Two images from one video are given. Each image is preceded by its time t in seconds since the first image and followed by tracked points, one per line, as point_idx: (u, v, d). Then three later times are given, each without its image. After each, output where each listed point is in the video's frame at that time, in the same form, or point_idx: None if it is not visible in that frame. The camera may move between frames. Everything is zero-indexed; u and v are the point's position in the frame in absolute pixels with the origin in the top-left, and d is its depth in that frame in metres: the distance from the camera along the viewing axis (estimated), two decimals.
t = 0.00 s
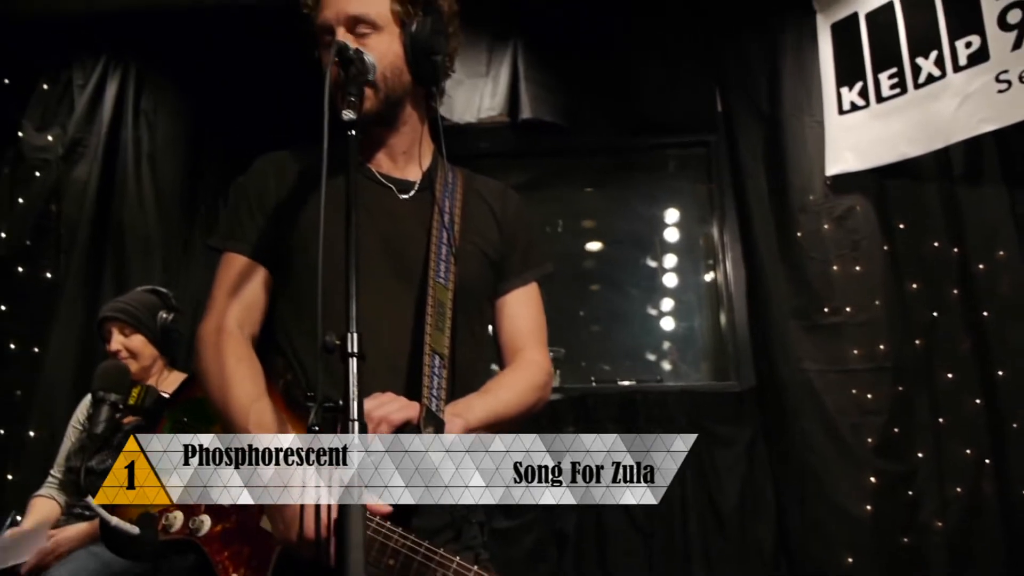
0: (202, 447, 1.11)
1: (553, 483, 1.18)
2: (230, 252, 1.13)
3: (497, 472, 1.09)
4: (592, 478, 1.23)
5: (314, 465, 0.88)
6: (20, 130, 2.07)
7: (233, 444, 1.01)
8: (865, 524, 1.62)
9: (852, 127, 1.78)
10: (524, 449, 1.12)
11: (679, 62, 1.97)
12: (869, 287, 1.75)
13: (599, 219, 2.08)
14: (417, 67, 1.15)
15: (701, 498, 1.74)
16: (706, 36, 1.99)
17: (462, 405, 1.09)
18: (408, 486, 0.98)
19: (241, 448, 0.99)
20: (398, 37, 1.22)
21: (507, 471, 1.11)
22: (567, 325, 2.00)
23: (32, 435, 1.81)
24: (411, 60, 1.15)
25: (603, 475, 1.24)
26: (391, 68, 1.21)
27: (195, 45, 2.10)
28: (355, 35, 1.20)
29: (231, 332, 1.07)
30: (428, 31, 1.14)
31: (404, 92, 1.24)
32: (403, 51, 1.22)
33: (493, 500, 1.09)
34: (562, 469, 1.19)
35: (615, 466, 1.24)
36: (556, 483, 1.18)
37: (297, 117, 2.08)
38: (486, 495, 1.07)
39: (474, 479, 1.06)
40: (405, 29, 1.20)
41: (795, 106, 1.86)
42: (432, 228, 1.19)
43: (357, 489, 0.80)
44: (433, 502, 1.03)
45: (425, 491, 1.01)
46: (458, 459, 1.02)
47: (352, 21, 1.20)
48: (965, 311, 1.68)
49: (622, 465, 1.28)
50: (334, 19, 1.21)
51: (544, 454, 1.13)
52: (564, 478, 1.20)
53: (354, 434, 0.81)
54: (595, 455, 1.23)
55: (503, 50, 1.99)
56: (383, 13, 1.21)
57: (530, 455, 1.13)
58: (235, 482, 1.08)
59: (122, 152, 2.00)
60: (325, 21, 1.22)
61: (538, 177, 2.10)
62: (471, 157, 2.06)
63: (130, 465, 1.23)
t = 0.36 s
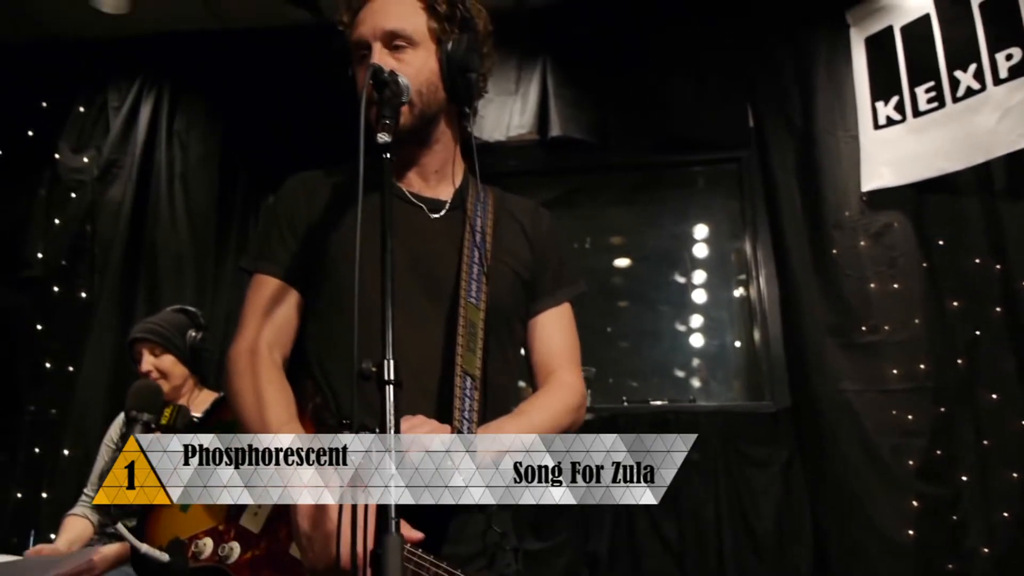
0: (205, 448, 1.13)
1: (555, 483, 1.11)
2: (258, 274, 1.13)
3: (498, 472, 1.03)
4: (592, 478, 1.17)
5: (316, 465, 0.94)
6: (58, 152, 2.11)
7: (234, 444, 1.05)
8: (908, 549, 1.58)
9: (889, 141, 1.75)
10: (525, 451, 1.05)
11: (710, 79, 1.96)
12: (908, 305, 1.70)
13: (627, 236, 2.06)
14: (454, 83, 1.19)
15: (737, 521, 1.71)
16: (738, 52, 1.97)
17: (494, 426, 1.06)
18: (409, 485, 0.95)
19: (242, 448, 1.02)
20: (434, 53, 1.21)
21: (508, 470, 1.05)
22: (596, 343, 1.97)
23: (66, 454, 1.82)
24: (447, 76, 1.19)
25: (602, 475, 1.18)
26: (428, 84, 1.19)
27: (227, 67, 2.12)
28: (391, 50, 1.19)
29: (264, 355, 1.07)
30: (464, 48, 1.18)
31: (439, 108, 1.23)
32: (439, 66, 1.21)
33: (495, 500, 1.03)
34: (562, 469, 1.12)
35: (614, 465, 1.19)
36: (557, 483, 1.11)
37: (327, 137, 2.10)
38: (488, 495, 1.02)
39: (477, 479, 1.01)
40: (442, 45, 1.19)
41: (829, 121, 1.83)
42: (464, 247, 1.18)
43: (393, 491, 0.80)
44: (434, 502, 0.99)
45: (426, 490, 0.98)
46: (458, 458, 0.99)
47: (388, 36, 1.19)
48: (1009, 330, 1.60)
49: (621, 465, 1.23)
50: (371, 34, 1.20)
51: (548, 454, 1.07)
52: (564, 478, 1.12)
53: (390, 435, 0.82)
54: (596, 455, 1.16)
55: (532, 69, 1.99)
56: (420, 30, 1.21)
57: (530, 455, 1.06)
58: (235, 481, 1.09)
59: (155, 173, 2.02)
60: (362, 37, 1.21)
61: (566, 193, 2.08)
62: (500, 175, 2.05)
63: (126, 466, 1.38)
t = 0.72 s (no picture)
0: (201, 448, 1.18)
1: (554, 483, 1.02)
2: (282, 292, 1.08)
3: (499, 472, 0.97)
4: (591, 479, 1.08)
5: (317, 465, 0.97)
6: (91, 176, 2.14)
7: (233, 445, 1.10)
8: None
9: (929, 151, 1.70)
10: (525, 450, 0.99)
11: (741, 93, 1.93)
12: (952, 321, 1.64)
13: (656, 252, 2.02)
14: (490, 101, 1.16)
15: (776, 544, 1.65)
16: (770, 64, 1.94)
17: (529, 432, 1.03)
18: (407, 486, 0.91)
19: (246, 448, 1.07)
20: (472, 69, 1.21)
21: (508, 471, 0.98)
22: (627, 361, 1.93)
23: (99, 475, 1.83)
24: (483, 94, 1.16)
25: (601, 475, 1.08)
26: (465, 99, 1.18)
27: (255, 89, 2.14)
28: (430, 63, 1.19)
29: (292, 378, 1.03)
30: (502, 68, 1.16)
31: (477, 125, 1.21)
32: (477, 82, 1.20)
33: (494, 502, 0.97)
34: (562, 467, 1.02)
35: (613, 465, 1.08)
36: (557, 484, 1.02)
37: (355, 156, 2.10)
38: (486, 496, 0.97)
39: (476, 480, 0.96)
40: (480, 62, 1.19)
41: (865, 132, 1.79)
42: (496, 257, 1.15)
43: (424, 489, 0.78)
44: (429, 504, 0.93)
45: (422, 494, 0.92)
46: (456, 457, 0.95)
47: (427, 49, 1.19)
48: None
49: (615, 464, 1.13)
50: (410, 47, 1.20)
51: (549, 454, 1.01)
52: (564, 478, 1.02)
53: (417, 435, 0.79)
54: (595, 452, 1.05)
55: (560, 86, 1.98)
56: (459, 46, 1.21)
57: (531, 455, 1.00)
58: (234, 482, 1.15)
59: (186, 195, 2.04)
60: (400, 50, 1.20)
61: (595, 208, 2.06)
62: (527, 192, 2.03)
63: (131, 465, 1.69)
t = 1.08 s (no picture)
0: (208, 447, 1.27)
1: (555, 483, 0.99)
2: (304, 305, 1.07)
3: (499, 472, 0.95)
4: (593, 482, 1.03)
5: (316, 465, 0.96)
6: (119, 195, 2.16)
7: (235, 445, 1.19)
8: None
9: (963, 161, 1.66)
10: (525, 449, 0.99)
11: (768, 104, 1.91)
12: (990, 336, 1.59)
13: (683, 266, 1.99)
14: (516, 115, 1.15)
15: (808, 565, 1.61)
16: (798, 74, 1.91)
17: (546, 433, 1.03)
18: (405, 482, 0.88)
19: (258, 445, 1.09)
20: (498, 82, 1.20)
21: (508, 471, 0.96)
22: (653, 376, 1.90)
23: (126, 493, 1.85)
24: (509, 108, 1.15)
25: (603, 476, 1.03)
26: (490, 113, 1.17)
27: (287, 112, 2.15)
28: (455, 76, 1.18)
29: (314, 395, 1.02)
30: (527, 82, 1.15)
31: (501, 138, 1.20)
32: (503, 95, 1.19)
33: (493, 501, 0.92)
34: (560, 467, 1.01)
35: (615, 464, 1.03)
36: (558, 484, 0.99)
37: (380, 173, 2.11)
38: (486, 495, 0.92)
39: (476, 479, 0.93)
40: (506, 76, 1.18)
41: (896, 142, 1.75)
42: (523, 264, 1.14)
43: (440, 489, 0.76)
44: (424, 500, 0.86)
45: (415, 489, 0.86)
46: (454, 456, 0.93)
47: (453, 62, 1.19)
48: None
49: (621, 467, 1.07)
50: (435, 60, 1.19)
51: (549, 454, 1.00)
52: (564, 478, 1.00)
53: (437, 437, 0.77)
54: (597, 452, 1.04)
55: (584, 100, 1.97)
56: (485, 59, 1.20)
57: (530, 454, 0.98)
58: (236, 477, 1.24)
59: (212, 212, 2.06)
60: (425, 63, 1.20)
61: (621, 220, 2.03)
62: (551, 207, 2.02)
63: (130, 463, 1.78)
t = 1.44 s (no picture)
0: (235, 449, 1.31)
1: (554, 483, 0.98)
2: (322, 322, 1.06)
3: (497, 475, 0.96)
4: (592, 481, 1.04)
5: (316, 465, 0.95)
6: (140, 212, 2.18)
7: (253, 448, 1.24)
8: None
9: (992, 172, 1.62)
10: (524, 449, 0.98)
11: (789, 115, 1.88)
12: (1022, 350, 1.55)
13: (703, 279, 1.96)
14: (536, 128, 1.16)
15: None
16: (820, 86, 1.89)
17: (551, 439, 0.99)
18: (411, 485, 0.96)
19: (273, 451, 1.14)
20: (517, 94, 1.20)
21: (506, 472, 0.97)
22: (674, 392, 1.87)
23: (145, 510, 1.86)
24: (529, 117, 1.16)
25: (603, 476, 1.04)
26: (510, 125, 1.16)
27: (304, 126, 2.17)
28: (474, 90, 1.17)
29: (333, 413, 1.01)
30: (547, 91, 1.16)
31: (522, 151, 1.19)
32: (522, 107, 1.18)
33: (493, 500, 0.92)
34: (559, 467, 1.00)
35: (615, 465, 1.05)
36: (558, 484, 0.98)
37: (399, 189, 2.11)
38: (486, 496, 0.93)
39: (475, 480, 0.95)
40: (525, 87, 1.18)
41: (922, 154, 1.72)
42: (545, 275, 1.13)
43: (459, 489, 0.74)
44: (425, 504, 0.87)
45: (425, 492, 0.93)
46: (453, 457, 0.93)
47: (471, 76, 1.18)
48: None
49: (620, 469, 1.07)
50: (452, 74, 1.18)
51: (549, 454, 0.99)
52: (564, 478, 1.00)
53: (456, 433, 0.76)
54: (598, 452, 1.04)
55: (604, 113, 1.96)
56: (503, 71, 1.20)
57: (531, 454, 0.98)
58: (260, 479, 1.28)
59: (231, 229, 2.06)
60: (443, 76, 1.19)
61: (638, 234, 2.01)
62: (570, 220, 2.01)
63: (129, 465, 1.85)
